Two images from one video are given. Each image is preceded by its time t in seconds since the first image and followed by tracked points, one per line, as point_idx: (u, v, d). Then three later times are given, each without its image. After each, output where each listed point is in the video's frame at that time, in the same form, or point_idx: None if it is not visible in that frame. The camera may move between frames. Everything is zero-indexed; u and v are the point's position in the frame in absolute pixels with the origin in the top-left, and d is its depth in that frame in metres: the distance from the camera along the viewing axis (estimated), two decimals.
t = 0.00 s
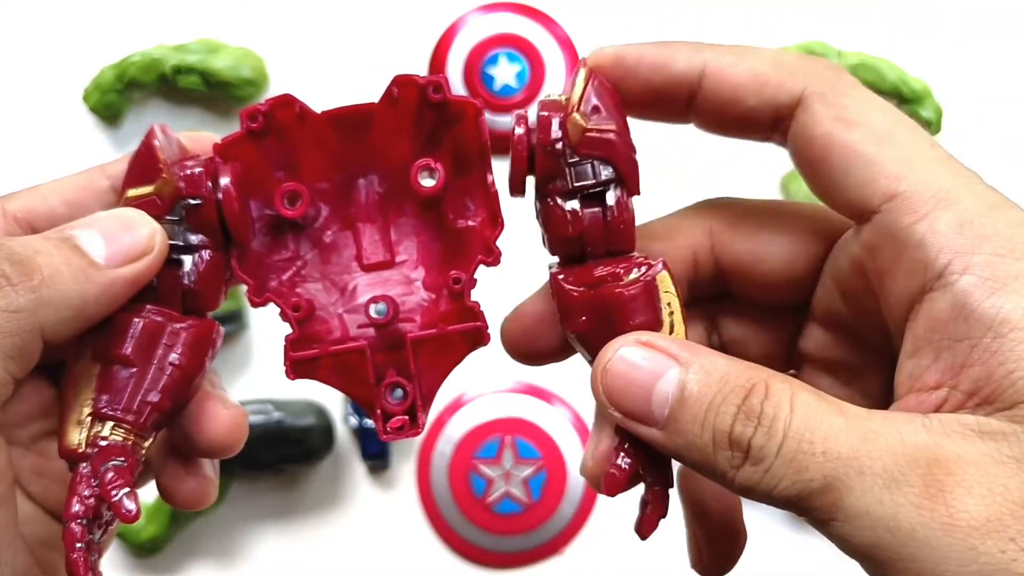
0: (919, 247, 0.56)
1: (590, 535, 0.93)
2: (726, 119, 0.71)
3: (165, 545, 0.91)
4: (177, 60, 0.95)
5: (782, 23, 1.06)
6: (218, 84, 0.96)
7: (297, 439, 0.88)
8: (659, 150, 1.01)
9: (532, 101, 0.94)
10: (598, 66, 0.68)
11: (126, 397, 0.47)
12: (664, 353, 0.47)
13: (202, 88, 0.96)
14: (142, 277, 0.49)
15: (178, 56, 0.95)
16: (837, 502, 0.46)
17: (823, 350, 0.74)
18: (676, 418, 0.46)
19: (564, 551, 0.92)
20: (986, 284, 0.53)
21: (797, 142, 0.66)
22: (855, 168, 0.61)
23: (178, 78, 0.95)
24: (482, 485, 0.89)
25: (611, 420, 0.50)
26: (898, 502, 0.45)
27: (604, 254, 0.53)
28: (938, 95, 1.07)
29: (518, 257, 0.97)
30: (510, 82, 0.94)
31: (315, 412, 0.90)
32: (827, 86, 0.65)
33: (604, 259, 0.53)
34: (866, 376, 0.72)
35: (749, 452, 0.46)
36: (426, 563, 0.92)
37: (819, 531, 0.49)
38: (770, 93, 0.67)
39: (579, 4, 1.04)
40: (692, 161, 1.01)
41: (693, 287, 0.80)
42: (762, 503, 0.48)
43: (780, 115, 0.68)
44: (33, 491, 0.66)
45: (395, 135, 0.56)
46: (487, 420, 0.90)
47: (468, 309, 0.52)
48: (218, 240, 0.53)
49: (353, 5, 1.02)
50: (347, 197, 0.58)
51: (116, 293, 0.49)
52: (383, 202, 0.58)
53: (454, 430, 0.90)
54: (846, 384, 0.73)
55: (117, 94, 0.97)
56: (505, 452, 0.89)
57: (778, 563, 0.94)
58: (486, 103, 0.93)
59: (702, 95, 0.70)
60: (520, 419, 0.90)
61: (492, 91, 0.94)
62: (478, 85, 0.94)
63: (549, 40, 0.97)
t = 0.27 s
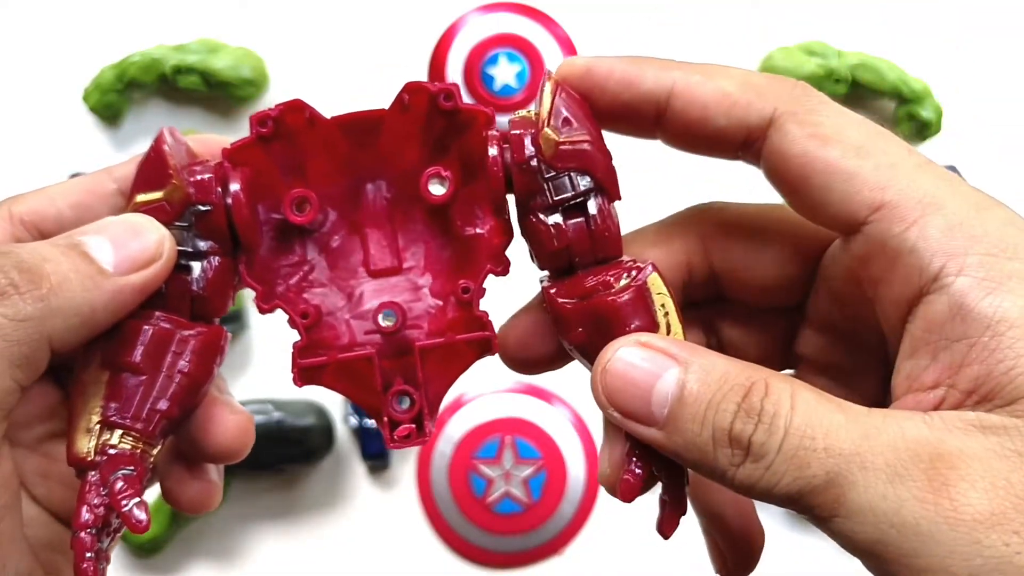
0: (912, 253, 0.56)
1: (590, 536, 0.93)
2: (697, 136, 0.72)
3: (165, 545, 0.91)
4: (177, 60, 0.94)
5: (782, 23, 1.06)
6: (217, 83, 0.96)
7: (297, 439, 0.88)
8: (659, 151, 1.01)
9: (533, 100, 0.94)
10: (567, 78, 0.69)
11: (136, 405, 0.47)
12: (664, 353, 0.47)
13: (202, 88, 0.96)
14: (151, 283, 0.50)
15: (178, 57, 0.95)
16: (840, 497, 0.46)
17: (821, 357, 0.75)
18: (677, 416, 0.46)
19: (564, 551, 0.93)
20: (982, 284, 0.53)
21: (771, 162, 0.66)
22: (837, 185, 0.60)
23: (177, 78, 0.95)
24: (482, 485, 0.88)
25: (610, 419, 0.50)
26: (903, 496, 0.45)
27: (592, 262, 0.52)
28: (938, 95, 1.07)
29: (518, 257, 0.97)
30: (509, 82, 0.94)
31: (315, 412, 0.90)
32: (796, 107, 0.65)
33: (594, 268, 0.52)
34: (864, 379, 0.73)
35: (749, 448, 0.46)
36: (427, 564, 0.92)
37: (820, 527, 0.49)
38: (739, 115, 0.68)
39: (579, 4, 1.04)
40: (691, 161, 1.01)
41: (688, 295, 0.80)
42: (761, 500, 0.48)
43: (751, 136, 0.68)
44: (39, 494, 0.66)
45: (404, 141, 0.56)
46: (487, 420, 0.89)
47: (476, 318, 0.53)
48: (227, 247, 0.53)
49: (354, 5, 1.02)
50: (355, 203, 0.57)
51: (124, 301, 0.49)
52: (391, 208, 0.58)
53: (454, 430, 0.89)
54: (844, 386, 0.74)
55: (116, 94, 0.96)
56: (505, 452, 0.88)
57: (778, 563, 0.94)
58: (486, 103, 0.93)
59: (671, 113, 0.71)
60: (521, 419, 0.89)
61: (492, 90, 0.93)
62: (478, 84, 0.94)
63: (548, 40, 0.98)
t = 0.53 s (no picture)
0: (912, 249, 0.56)
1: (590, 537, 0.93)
2: (695, 141, 0.72)
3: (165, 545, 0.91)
4: (177, 60, 0.94)
5: (782, 23, 1.05)
6: (217, 84, 0.96)
7: (298, 439, 0.88)
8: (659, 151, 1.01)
9: (533, 100, 0.94)
10: (567, 86, 0.70)
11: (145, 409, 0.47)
12: (663, 349, 0.47)
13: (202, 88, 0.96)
14: (159, 286, 0.50)
15: (177, 57, 0.95)
16: (849, 490, 0.44)
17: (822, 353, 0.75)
18: (672, 409, 0.46)
19: (564, 551, 0.92)
20: (984, 277, 0.53)
21: (768, 164, 0.66)
22: (835, 183, 0.60)
23: (178, 78, 0.95)
24: (482, 485, 0.89)
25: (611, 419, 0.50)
26: (917, 489, 0.44)
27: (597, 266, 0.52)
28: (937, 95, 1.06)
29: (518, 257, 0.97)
30: (510, 82, 0.94)
31: (314, 412, 0.90)
32: (795, 106, 0.65)
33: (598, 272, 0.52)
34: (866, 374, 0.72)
35: (751, 437, 0.45)
36: (425, 564, 0.92)
37: (826, 524, 0.47)
38: (738, 117, 0.67)
39: (579, 4, 1.04)
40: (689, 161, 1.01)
41: (691, 298, 0.80)
42: (764, 495, 0.47)
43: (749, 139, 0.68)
44: (45, 493, 0.66)
45: (412, 144, 0.55)
46: (487, 420, 0.89)
47: (483, 323, 0.52)
48: (235, 249, 0.52)
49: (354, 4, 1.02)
50: (361, 204, 0.57)
51: (132, 306, 0.49)
52: (397, 210, 0.58)
53: (454, 430, 0.89)
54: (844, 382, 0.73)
55: (117, 94, 0.96)
56: (505, 452, 0.88)
57: (779, 563, 0.93)
58: (486, 104, 0.93)
59: (670, 119, 0.71)
60: (521, 419, 0.90)
61: (492, 91, 0.94)
62: (478, 84, 0.94)
63: (548, 41, 0.98)
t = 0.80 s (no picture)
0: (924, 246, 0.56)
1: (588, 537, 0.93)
2: (697, 150, 0.72)
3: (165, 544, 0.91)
4: (177, 60, 0.94)
5: (782, 23, 1.05)
6: (218, 84, 0.96)
7: (298, 439, 0.88)
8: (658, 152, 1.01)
9: (533, 100, 0.94)
10: (568, 92, 0.70)
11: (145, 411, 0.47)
12: (664, 350, 0.47)
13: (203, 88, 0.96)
14: (160, 287, 0.49)
15: (178, 57, 0.95)
16: (854, 489, 0.44)
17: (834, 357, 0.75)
18: (674, 409, 0.46)
19: (564, 551, 0.92)
20: (997, 273, 0.53)
21: (771, 172, 0.66)
22: (842, 187, 0.61)
23: (178, 78, 0.95)
24: (482, 485, 0.89)
25: (617, 420, 0.50)
26: (925, 487, 0.43)
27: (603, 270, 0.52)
28: (938, 95, 1.06)
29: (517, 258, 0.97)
30: (510, 82, 0.94)
31: (314, 413, 0.90)
32: (797, 113, 0.65)
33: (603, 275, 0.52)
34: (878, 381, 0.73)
35: (753, 436, 0.45)
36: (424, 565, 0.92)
37: (834, 522, 0.47)
38: (739, 127, 0.67)
39: (579, 4, 1.04)
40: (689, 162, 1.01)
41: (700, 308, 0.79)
42: (771, 493, 0.47)
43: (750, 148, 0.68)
44: (49, 493, 0.66)
45: (415, 145, 0.56)
46: (487, 420, 0.89)
47: (483, 326, 0.52)
48: (236, 251, 0.52)
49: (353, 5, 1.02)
50: (363, 206, 0.57)
51: (132, 307, 0.49)
52: (400, 211, 0.58)
53: (454, 430, 0.89)
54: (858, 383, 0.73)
55: (117, 94, 0.96)
56: (505, 452, 0.88)
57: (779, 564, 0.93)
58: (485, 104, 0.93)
59: (671, 128, 0.71)
60: (521, 419, 0.90)
61: (491, 91, 0.94)
62: (478, 84, 0.94)
63: (549, 41, 0.98)
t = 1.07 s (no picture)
0: (939, 240, 0.58)
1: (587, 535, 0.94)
2: (721, 131, 0.73)
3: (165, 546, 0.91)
4: (177, 60, 0.95)
5: (782, 23, 1.06)
6: (217, 84, 0.97)
7: (299, 439, 0.90)
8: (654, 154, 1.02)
9: (534, 99, 0.95)
10: (589, 85, 0.70)
11: (170, 415, 0.48)
12: (664, 340, 0.48)
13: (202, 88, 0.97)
14: (182, 289, 0.50)
15: (177, 57, 0.96)
16: (856, 481, 0.45)
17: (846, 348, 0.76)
18: (675, 398, 0.47)
19: (564, 551, 0.93)
20: (1010, 272, 0.54)
21: (797, 150, 0.67)
22: (864, 171, 0.62)
23: (177, 78, 0.96)
24: (482, 485, 0.89)
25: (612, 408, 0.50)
26: (928, 483, 0.45)
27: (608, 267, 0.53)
28: (939, 95, 1.07)
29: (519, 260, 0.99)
30: (510, 82, 0.95)
31: (314, 413, 0.91)
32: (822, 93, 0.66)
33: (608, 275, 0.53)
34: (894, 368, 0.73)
35: (757, 429, 0.46)
36: (423, 564, 0.93)
37: (829, 511, 0.48)
38: (765, 107, 0.69)
39: (579, 4, 1.05)
40: (686, 162, 1.02)
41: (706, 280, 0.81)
42: (767, 484, 0.48)
43: (775, 127, 0.69)
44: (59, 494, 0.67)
45: (426, 137, 0.55)
46: (487, 420, 0.90)
47: (498, 316, 0.53)
48: (252, 253, 0.53)
49: (355, 10, 1.03)
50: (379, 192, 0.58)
51: (155, 309, 0.50)
52: (414, 199, 0.58)
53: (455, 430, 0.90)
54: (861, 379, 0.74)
55: (117, 94, 0.97)
56: (504, 452, 0.89)
57: (777, 561, 0.94)
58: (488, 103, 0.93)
59: (695, 111, 0.72)
60: (520, 419, 0.90)
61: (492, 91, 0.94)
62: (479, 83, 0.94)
63: (549, 41, 0.98)
